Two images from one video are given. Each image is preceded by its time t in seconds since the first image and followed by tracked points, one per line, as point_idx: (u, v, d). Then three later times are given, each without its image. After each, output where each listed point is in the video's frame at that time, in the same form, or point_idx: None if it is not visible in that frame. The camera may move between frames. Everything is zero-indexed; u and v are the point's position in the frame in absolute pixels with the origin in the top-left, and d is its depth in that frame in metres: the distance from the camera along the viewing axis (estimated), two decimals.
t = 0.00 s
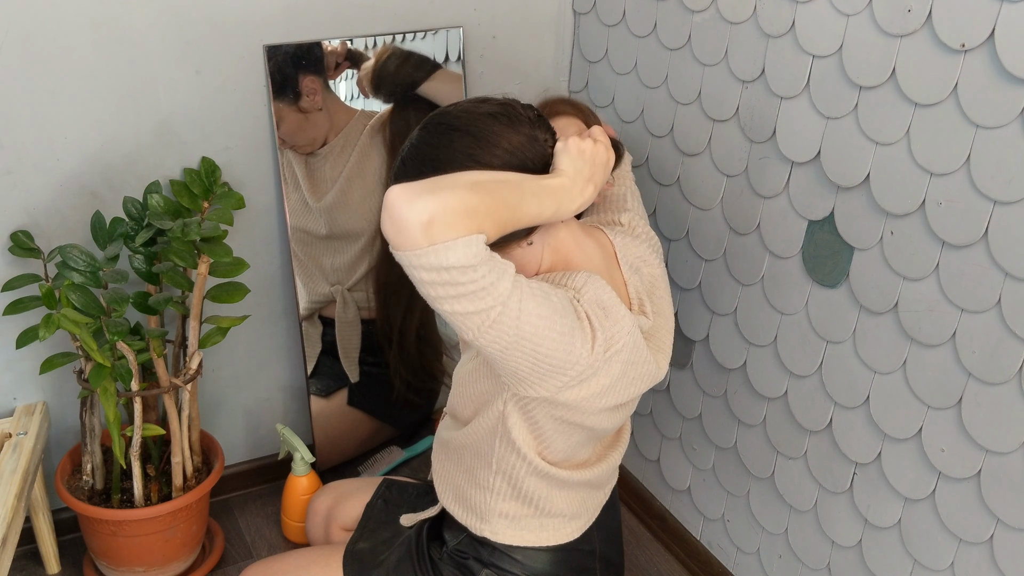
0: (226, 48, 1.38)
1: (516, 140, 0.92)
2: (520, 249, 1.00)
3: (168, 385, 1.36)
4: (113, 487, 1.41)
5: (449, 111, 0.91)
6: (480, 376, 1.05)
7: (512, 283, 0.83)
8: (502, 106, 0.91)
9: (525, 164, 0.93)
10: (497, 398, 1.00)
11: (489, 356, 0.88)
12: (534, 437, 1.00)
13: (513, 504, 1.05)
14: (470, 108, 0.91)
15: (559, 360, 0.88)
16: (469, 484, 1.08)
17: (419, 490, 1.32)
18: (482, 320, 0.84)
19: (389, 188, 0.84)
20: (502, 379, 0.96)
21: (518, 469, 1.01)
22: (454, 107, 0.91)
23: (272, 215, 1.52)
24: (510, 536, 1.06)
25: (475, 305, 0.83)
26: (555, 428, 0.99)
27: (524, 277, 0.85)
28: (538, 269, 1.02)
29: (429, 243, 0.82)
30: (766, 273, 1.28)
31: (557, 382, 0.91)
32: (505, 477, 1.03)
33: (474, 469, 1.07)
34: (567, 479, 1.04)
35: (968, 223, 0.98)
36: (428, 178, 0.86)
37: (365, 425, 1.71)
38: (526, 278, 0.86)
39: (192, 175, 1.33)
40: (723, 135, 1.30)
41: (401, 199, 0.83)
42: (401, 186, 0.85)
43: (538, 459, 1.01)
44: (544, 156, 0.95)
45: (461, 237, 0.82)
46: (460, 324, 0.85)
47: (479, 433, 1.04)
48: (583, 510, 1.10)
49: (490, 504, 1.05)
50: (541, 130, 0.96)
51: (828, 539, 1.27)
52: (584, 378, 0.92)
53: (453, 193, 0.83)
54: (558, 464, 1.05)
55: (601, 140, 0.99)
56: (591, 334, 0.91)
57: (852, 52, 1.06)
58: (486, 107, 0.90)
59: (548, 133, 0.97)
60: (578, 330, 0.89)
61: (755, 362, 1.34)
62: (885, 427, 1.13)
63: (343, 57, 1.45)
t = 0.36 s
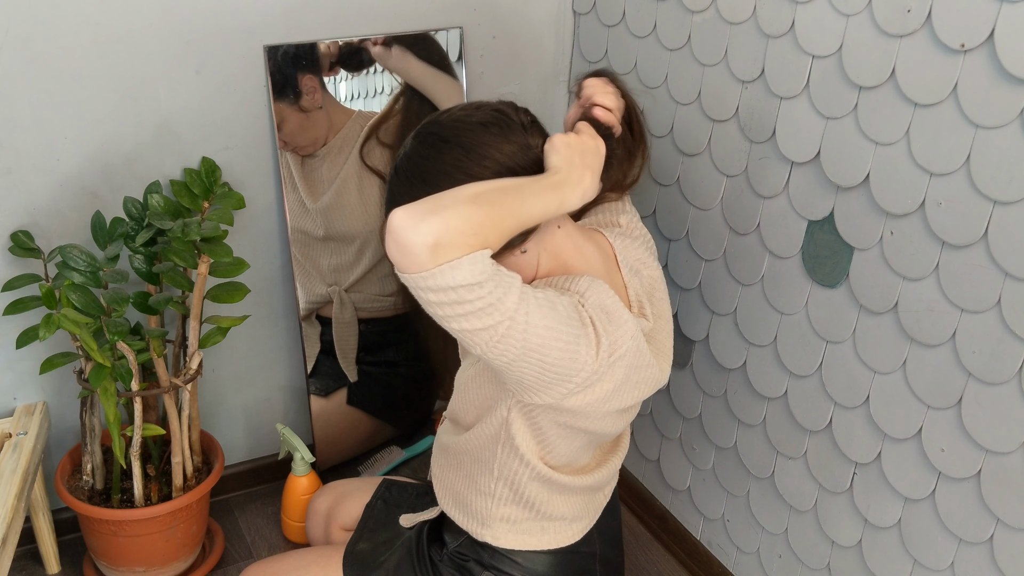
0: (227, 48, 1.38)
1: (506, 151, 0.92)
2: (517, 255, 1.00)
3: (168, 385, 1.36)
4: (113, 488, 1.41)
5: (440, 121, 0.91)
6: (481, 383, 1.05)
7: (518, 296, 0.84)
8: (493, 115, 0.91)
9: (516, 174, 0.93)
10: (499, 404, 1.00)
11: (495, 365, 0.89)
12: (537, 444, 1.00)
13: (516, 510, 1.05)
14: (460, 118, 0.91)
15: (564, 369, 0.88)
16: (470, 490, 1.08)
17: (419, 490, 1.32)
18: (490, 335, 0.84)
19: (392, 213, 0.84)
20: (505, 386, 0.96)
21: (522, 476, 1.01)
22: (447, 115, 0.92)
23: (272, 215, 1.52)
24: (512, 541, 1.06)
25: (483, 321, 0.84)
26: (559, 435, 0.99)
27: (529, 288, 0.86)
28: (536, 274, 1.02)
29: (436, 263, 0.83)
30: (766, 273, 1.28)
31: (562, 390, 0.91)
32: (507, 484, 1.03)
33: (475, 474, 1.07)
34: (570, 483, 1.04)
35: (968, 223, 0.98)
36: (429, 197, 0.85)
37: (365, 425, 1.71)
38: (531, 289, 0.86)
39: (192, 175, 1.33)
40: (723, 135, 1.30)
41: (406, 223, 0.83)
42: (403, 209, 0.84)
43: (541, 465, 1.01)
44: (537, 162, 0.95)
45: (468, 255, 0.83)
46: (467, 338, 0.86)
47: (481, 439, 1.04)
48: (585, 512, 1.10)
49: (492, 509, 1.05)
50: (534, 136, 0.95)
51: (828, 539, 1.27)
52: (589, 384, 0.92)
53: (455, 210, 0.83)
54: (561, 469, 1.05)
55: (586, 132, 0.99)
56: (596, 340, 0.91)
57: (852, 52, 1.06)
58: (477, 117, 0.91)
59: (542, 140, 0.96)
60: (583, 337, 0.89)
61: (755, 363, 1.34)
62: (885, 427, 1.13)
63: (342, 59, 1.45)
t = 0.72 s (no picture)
0: (227, 48, 1.38)
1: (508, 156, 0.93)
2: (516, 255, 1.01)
3: (168, 385, 1.36)
4: (113, 487, 1.41)
5: (443, 128, 0.94)
6: (482, 370, 1.06)
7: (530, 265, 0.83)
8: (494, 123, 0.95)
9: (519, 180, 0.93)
10: (500, 393, 1.01)
11: (498, 344, 0.87)
12: (538, 434, 1.00)
13: (515, 502, 1.04)
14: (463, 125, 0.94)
15: (567, 356, 0.88)
16: (470, 485, 1.07)
17: (419, 490, 1.32)
18: (501, 298, 0.82)
19: (411, 157, 0.81)
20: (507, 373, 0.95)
21: (523, 462, 1.01)
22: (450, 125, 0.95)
23: (271, 215, 1.52)
24: (509, 537, 1.05)
25: (497, 280, 0.81)
26: (559, 426, 0.99)
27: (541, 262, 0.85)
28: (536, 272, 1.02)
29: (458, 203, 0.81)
30: (766, 273, 1.28)
31: (562, 378, 0.91)
32: (507, 474, 1.02)
33: (474, 468, 1.06)
34: (569, 477, 1.04)
35: (968, 223, 0.98)
36: (441, 143, 0.84)
37: (364, 425, 1.71)
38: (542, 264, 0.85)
39: (192, 175, 1.33)
40: (723, 135, 1.30)
41: (428, 161, 0.81)
42: (420, 153, 0.82)
43: (542, 454, 1.01)
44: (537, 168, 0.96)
45: (484, 199, 0.81)
46: (475, 303, 0.83)
47: (482, 430, 1.04)
48: (582, 509, 1.10)
49: (491, 503, 1.04)
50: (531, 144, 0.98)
51: (828, 539, 1.27)
52: (589, 375, 0.92)
53: (471, 146, 0.83)
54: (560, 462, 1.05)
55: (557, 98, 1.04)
56: (598, 332, 0.91)
57: (852, 53, 1.06)
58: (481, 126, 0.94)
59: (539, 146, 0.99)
60: (586, 326, 0.89)
61: (754, 363, 1.34)
62: (885, 427, 1.13)
63: (343, 57, 1.45)
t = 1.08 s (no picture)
0: (226, 48, 1.38)
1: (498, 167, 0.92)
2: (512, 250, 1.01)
3: (168, 385, 1.36)
4: (113, 487, 1.41)
5: (441, 125, 0.93)
6: (482, 371, 1.06)
7: (530, 277, 0.83)
8: (491, 125, 0.93)
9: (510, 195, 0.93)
10: (500, 395, 1.00)
11: (498, 350, 0.88)
12: (539, 436, 1.00)
13: (517, 504, 1.05)
14: (460, 126, 0.92)
15: (567, 358, 0.88)
16: (471, 486, 1.07)
17: (419, 490, 1.32)
18: (500, 315, 0.83)
19: (411, 184, 0.82)
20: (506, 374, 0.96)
21: (525, 466, 1.01)
22: (446, 122, 0.93)
23: (271, 215, 1.52)
24: (512, 538, 1.06)
25: (496, 297, 0.82)
26: (560, 427, 0.99)
27: (539, 270, 0.85)
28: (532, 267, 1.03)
29: (456, 233, 0.81)
30: (766, 273, 1.28)
31: (562, 379, 0.91)
32: (508, 478, 1.02)
33: (475, 470, 1.07)
34: (569, 477, 1.04)
35: (968, 223, 0.98)
36: (443, 169, 0.84)
37: (364, 425, 1.71)
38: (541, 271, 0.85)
39: (192, 175, 1.32)
40: (723, 135, 1.30)
41: (427, 193, 0.81)
42: (422, 180, 0.83)
43: (542, 455, 1.01)
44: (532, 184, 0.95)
45: (485, 226, 0.81)
46: (474, 319, 0.84)
47: (481, 432, 1.04)
48: (584, 507, 1.10)
49: (491, 506, 1.05)
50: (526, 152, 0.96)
51: (828, 539, 1.27)
52: (589, 375, 0.92)
53: (474, 180, 0.83)
54: (560, 461, 1.05)
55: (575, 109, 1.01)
56: (598, 332, 0.91)
57: (852, 53, 1.06)
58: (477, 130, 0.92)
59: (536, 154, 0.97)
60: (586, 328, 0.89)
61: (754, 363, 1.34)
62: (885, 426, 1.13)
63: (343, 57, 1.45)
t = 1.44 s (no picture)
0: (226, 48, 1.38)
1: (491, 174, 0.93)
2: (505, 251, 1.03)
3: (168, 385, 1.36)
4: (113, 488, 1.41)
5: (455, 112, 0.92)
6: (470, 370, 1.07)
7: (504, 280, 0.84)
8: (501, 126, 0.92)
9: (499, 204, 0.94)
10: (486, 394, 1.02)
11: (478, 351, 0.89)
12: (525, 435, 1.01)
13: (507, 502, 1.05)
14: (472, 119, 0.92)
15: (547, 359, 0.89)
16: (464, 484, 1.08)
17: (419, 490, 1.32)
18: (472, 315, 0.85)
19: (388, 179, 0.85)
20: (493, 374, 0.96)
21: (512, 464, 1.02)
22: (463, 108, 0.92)
23: (271, 215, 1.52)
24: (504, 536, 1.06)
25: (468, 299, 0.84)
26: (545, 426, 0.99)
27: (517, 272, 0.86)
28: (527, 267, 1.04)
29: (426, 236, 0.84)
30: (766, 273, 1.28)
31: (544, 379, 0.91)
32: (496, 476, 1.03)
33: (467, 468, 1.07)
34: (559, 476, 1.04)
35: (968, 223, 0.98)
36: (426, 171, 0.87)
37: (364, 425, 1.71)
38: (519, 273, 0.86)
39: (192, 175, 1.32)
40: (723, 135, 1.30)
41: (400, 192, 0.84)
42: (400, 178, 0.85)
43: (529, 453, 1.01)
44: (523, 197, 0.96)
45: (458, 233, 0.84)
46: (451, 318, 0.86)
47: (470, 430, 1.05)
48: (579, 507, 1.10)
49: (482, 504, 1.05)
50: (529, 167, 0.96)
51: (828, 539, 1.27)
52: (571, 375, 0.92)
53: (451, 187, 0.85)
54: (551, 461, 1.05)
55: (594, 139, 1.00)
56: (579, 333, 0.91)
57: (851, 53, 1.06)
58: (485, 130, 0.92)
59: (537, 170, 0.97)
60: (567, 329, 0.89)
61: (754, 363, 1.34)
62: (885, 427, 1.13)
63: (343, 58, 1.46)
